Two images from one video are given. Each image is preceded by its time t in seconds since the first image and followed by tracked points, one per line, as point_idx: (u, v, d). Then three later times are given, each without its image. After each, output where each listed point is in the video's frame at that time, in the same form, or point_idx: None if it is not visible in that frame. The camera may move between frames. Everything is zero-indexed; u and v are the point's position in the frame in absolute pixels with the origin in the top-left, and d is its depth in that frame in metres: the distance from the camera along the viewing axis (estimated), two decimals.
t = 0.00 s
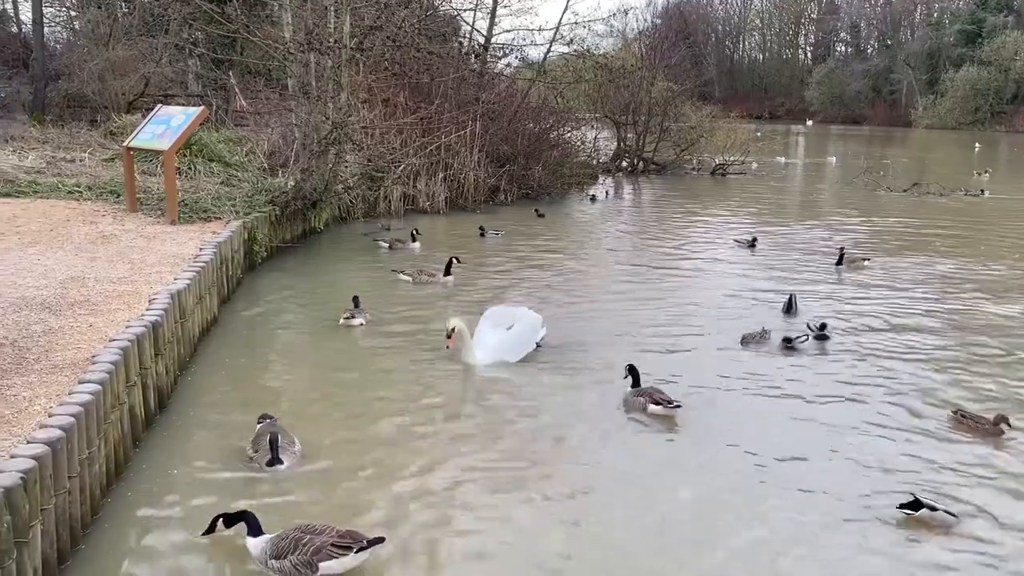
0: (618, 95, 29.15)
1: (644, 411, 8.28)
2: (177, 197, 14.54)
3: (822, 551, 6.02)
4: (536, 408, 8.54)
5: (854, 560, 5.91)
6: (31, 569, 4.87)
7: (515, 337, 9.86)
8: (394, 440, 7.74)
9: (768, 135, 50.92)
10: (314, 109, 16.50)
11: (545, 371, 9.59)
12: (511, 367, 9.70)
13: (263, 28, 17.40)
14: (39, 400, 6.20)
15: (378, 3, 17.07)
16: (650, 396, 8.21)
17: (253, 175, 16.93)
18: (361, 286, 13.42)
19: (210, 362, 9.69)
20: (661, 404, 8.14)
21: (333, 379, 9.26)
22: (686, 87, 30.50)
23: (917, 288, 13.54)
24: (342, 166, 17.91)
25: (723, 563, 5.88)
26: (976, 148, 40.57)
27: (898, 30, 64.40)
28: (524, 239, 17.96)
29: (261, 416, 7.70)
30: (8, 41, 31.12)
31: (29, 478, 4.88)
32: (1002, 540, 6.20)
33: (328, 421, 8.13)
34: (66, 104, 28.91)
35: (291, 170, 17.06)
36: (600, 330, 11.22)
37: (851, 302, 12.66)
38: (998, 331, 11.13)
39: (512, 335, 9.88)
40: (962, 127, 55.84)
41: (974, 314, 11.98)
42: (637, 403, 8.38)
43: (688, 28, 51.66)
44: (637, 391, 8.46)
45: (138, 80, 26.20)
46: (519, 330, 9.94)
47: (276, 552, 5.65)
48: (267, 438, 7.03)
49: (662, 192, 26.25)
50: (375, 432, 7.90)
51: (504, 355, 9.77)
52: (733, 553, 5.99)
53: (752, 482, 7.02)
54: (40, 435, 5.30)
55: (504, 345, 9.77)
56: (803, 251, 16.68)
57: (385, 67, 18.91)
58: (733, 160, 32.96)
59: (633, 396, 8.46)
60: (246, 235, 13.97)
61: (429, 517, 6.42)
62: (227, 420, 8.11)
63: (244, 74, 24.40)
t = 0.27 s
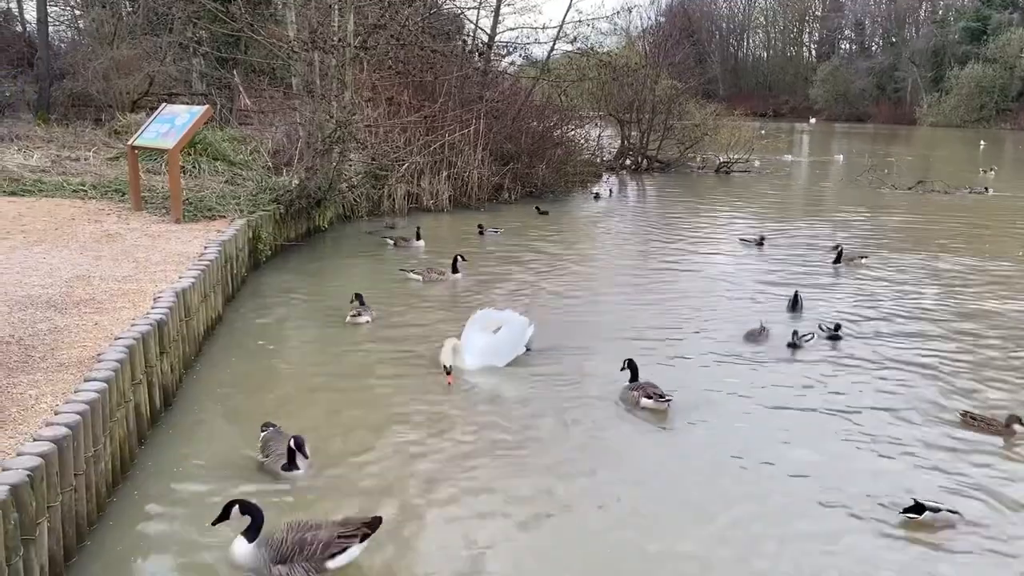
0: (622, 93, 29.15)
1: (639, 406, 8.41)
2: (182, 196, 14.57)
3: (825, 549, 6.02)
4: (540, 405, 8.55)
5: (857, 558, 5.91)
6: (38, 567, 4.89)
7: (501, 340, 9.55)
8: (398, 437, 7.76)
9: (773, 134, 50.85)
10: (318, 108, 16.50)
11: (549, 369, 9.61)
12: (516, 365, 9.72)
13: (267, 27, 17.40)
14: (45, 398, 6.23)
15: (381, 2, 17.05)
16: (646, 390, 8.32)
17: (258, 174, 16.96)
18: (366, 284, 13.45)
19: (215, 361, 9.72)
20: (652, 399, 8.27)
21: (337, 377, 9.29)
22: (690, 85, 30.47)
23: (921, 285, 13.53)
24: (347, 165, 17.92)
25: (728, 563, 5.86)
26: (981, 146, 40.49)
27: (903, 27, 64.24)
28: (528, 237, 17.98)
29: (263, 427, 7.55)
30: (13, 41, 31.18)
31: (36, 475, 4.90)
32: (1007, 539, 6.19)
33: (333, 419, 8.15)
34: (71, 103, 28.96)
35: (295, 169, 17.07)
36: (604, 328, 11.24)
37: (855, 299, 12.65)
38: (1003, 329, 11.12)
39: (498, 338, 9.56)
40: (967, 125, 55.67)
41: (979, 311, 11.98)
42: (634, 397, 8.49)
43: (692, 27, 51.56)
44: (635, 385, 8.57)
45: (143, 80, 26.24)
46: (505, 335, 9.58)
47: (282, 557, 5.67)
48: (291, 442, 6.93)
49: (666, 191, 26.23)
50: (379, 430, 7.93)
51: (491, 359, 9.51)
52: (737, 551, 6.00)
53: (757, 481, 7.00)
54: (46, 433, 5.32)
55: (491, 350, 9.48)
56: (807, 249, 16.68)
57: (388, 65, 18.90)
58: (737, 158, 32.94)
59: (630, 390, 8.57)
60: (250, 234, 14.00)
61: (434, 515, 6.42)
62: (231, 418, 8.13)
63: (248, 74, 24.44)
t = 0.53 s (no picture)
0: (623, 92, 29.15)
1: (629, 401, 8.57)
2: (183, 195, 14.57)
3: (825, 547, 6.02)
4: (541, 404, 8.55)
5: (858, 556, 5.91)
6: (40, 565, 4.89)
7: (490, 344, 9.40)
8: (397, 436, 7.78)
9: (774, 132, 50.79)
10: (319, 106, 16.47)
11: (550, 368, 9.60)
12: (516, 363, 9.73)
13: (268, 26, 17.39)
14: (47, 397, 6.23)
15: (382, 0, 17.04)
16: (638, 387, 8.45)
17: (259, 173, 16.95)
18: (366, 283, 13.46)
19: (216, 360, 9.72)
20: (642, 394, 8.42)
21: (337, 375, 9.30)
22: (692, 83, 30.45)
23: (922, 283, 13.54)
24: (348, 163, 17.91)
25: (731, 563, 5.84)
26: (982, 144, 40.48)
27: (905, 25, 64.19)
28: (529, 235, 17.96)
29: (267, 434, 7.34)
30: (14, 40, 31.19)
31: (38, 474, 4.90)
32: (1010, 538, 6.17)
33: (334, 417, 8.16)
34: (72, 103, 28.95)
35: (296, 168, 17.05)
36: (604, 326, 11.24)
37: (855, 297, 12.65)
38: (1003, 327, 11.11)
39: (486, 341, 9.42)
40: (970, 122, 55.60)
41: (981, 310, 11.95)
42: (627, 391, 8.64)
43: (693, 25, 51.46)
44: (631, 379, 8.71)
45: (145, 78, 26.23)
46: (492, 339, 9.46)
47: (294, 563, 5.55)
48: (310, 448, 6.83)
49: (668, 189, 26.23)
50: (380, 427, 7.95)
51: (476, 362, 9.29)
52: (737, 549, 6.00)
53: (758, 481, 6.97)
54: (49, 431, 5.33)
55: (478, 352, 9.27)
56: (808, 247, 16.67)
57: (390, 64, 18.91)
58: (739, 156, 32.92)
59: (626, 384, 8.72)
60: (251, 233, 14.00)
61: (436, 515, 6.42)
62: (232, 416, 8.14)
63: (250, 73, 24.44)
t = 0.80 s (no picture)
0: (622, 90, 29.17)
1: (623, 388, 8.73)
2: (182, 194, 14.56)
3: (824, 544, 6.04)
4: (540, 402, 8.57)
5: (856, 553, 5.93)
6: (40, 565, 4.89)
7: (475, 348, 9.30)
8: (397, 434, 7.80)
9: (774, 130, 50.78)
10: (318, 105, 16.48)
11: (549, 366, 9.63)
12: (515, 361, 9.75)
13: (267, 26, 17.39)
14: (47, 396, 6.24)
15: None
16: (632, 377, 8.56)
17: (259, 172, 16.96)
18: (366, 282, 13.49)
19: (216, 359, 9.73)
20: (633, 384, 8.55)
21: (337, 374, 9.33)
22: (691, 82, 30.45)
23: (921, 281, 13.56)
24: (348, 162, 17.92)
25: (729, 562, 5.85)
26: (982, 142, 40.49)
27: (904, 23, 64.18)
28: (529, 234, 17.95)
29: (274, 442, 7.19)
30: (14, 41, 31.19)
31: (38, 473, 4.91)
32: (1008, 538, 6.17)
33: (333, 416, 8.19)
34: (72, 102, 28.96)
35: (296, 167, 17.05)
36: (603, 324, 11.26)
37: (854, 295, 12.68)
38: (1001, 324, 11.13)
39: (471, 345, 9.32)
40: (969, 120, 55.58)
41: (980, 307, 11.95)
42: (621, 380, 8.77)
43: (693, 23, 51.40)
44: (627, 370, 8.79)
45: (144, 78, 26.22)
46: (477, 343, 9.36)
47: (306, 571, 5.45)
48: (323, 461, 6.62)
49: (667, 187, 26.24)
50: (379, 426, 7.97)
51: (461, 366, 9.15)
52: (735, 546, 6.02)
53: (757, 479, 6.99)
54: (49, 431, 5.33)
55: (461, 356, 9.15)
56: (807, 245, 16.70)
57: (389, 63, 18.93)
58: (738, 154, 32.93)
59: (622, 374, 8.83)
60: (251, 232, 14.00)
61: (435, 515, 6.41)
62: (232, 415, 8.16)
63: (249, 72, 24.46)
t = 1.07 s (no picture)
0: (621, 89, 29.17)
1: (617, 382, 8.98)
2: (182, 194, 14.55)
3: (823, 543, 6.04)
4: (539, 401, 8.57)
5: (856, 552, 5.93)
6: (39, 565, 4.89)
7: (462, 352, 9.15)
8: (396, 433, 7.80)
9: (774, 128, 50.77)
10: (317, 105, 16.47)
11: (548, 365, 9.63)
12: (514, 360, 9.76)
13: (266, 25, 17.40)
14: (46, 396, 6.24)
15: None
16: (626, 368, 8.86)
17: (258, 171, 16.95)
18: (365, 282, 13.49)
19: (215, 359, 9.73)
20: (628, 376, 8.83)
21: (336, 373, 9.33)
22: (690, 80, 30.46)
23: (920, 279, 13.56)
24: (347, 162, 17.91)
25: (728, 560, 5.85)
26: (982, 140, 40.48)
27: (903, 21, 64.17)
28: (528, 233, 17.95)
29: (285, 449, 7.04)
30: (13, 41, 31.18)
31: (37, 474, 4.91)
32: (1007, 536, 6.17)
33: (332, 415, 8.19)
34: (71, 103, 28.95)
35: (295, 167, 17.04)
36: (602, 323, 11.27)
37: (853, 294, 12.68)
38: (1001, 323, 11.13)
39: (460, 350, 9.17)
40: (969, 118, 55.55)
41: (979, 306, 11.96)
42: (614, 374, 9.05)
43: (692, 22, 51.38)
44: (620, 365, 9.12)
45: (143, 78, 26.21)
46: (465, 348, 9.22)
47: None
48: (341, 472, 6.43)
49: (667, 186, 26.23)
50: (378, 425, 7.97)
51: (448, 370, 8.99)
52: (734, 545, 6.02)
53: (756, 477, 6.98)
54: (47, 431, 5.33)
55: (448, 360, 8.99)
56: (806, 244, 16.70)
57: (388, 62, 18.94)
58: (737, 153, 32.94)
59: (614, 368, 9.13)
60: (250, 232, 13.99)
61: (433, 514, 6.40)
62: (231, 415, 8.16)
63: (248, 72, 24.46)
